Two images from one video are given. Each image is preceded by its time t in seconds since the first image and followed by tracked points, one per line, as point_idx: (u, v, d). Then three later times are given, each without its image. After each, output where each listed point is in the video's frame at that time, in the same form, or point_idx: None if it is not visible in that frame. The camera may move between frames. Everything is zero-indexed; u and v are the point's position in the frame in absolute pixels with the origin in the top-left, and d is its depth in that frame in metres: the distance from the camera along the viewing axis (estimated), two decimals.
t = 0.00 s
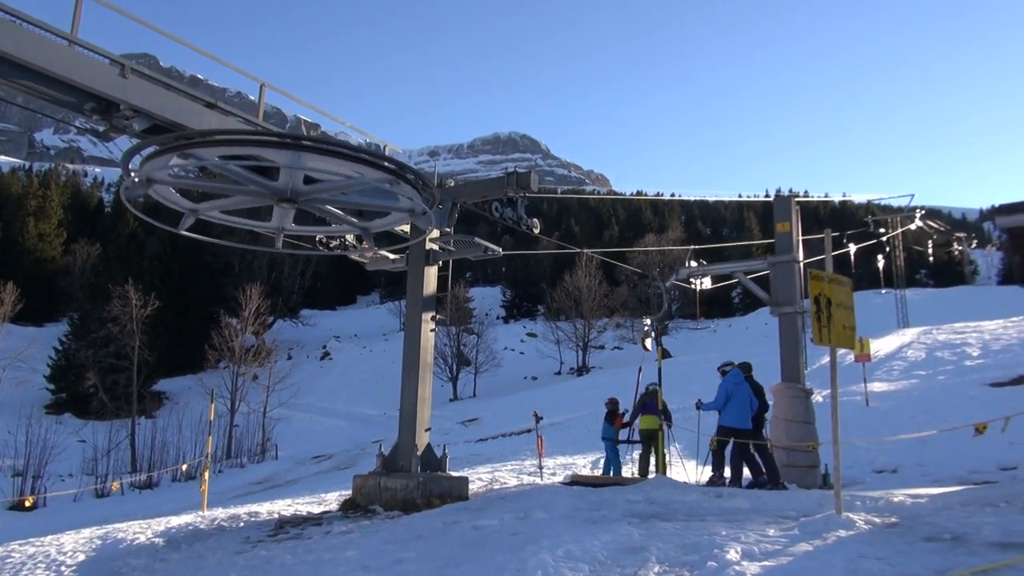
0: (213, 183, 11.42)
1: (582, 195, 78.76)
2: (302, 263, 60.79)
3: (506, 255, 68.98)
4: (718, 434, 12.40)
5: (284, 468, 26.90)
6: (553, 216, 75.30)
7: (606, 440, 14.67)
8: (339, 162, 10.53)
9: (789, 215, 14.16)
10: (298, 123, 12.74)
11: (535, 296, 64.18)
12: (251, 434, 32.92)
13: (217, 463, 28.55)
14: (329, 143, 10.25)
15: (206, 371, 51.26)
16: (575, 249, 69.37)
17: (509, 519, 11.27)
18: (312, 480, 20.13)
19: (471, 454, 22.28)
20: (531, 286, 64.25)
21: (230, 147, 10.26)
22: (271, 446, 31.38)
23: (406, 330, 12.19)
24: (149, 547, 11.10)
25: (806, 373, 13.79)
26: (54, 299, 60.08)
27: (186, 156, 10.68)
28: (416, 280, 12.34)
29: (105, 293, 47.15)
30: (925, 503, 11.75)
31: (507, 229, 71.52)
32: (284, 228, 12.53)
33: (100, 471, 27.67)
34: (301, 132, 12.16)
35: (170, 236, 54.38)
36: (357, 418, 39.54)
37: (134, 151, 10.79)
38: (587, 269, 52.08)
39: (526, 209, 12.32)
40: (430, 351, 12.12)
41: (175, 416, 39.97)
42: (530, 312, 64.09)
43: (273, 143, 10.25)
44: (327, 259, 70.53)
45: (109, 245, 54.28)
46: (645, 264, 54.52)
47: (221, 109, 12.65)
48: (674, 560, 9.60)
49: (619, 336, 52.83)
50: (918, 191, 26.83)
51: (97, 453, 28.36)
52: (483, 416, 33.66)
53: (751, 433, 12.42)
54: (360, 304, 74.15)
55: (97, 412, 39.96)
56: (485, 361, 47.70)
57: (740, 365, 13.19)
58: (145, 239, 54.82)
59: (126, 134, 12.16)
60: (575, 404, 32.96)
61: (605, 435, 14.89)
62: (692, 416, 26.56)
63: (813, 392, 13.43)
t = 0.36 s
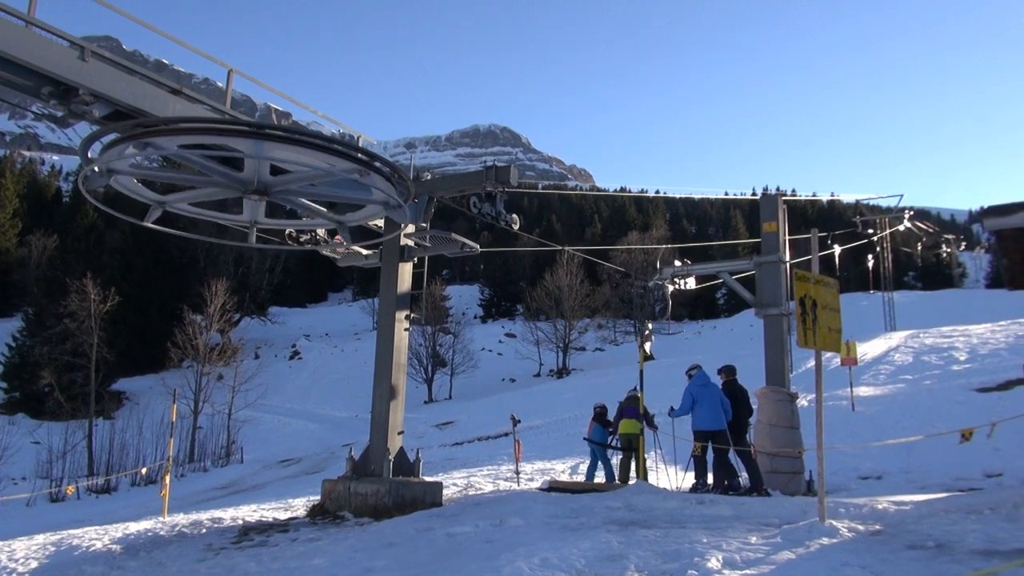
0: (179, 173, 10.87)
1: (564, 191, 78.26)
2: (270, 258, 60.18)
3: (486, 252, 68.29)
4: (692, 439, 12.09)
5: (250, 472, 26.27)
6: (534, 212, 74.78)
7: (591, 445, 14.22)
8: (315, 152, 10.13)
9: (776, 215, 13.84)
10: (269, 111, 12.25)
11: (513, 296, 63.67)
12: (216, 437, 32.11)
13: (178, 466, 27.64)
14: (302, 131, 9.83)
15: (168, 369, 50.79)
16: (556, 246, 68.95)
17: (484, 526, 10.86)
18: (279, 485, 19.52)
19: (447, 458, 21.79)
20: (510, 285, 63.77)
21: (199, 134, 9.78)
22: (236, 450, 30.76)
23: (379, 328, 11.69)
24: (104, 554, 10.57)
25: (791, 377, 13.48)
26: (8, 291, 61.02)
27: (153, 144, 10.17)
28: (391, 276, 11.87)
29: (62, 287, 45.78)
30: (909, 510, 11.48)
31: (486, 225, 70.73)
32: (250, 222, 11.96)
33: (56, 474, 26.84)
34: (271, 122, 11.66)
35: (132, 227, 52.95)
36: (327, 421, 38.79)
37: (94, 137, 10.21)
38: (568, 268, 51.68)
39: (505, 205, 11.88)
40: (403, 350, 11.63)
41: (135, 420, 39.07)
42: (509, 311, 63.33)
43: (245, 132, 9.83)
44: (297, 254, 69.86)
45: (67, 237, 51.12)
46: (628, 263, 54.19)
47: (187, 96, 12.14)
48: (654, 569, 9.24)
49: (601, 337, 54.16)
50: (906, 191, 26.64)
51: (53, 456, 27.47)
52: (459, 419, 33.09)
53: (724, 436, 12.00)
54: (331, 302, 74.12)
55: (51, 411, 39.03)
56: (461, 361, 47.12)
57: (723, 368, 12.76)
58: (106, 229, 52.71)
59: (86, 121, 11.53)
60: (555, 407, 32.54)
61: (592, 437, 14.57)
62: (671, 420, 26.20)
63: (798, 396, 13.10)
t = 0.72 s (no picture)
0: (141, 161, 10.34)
1: (545, 185, 77.59)
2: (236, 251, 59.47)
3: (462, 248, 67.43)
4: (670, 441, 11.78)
5: (213, 474, 25.62)
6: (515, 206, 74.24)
7: (577, 451, 14.16)
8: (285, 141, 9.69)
9: (761, 212, 13.52)
10: (236, 97, 11.69)
11: (490, 294, 63.13)
12: (178, 437, 31.39)
13: (137, 468, 26.75)
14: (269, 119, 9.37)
15: (128, 366, 50.42)
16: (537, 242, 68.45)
17: (457, 530, 10.47)
18: (244, 487, 18.95)
19: (420, 461, 21.31)
20: (488, 282, 63.25)
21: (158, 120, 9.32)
22: (199, 450, 30.13)
23: (349, 324, 11.23)
24: (56, 559, 10.05)
25: (774, 379, 13.22)
26: None
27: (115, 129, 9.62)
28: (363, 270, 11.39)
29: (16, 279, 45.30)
30: (892, 516, 11.24)
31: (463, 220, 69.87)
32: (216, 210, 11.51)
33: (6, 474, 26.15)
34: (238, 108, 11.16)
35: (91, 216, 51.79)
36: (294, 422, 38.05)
37: (50, 122, 9.64)
38: (548, 265, 51.23)
39: (483, 198, 11.47)
40: (375, 348, 11.21)
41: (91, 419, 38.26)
42: (486, 309, 62.99)
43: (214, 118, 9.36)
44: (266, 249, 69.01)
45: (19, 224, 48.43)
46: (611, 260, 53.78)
47: (150, 79, 11.50)
48: None
49: (580, 337, 53.96)
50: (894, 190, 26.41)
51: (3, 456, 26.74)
52: (433, 420, 32.54)
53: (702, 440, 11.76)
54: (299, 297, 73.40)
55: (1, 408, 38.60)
56: (436, 360, 46.41)
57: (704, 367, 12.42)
58: (64, 218, 51.12)
59: (42, 103, 11.01)
60: (534, 407, 32.11)
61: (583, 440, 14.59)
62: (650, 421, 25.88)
63: (781, 398, 12.84)
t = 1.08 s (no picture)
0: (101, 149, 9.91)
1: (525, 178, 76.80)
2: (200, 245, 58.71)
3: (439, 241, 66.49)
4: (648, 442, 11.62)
5: (177, 476, 24.91)
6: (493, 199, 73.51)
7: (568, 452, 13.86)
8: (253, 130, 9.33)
9: (746, 207, 13.27)
10: (202, 83, 11.22)
11: (467, 289, 62.39)
12: (139, 437, 30.43)
13: (97, 471, 25.73)
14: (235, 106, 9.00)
15: (86, 363, 49.46)
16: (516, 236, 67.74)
17: (431, 534, 10.08)
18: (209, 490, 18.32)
19: (393, 461, 20.80)
20: (466, 277, 62.57)
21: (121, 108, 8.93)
22: (162, 452, 29.12)
23: (319, 321, 10.82)
24: (9, 566, 9.56)
25: (758, 379, 12.97)
26: None
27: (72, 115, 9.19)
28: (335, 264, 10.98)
29: None
30: (876, 518, 10.99)
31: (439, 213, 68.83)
32: (177, 202, 11.14)
33: None
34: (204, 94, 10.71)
35: (49, 209, 50.59)
36: (262, 422, 37.37)
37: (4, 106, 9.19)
38: (527, 260, 50.67)
39: (460, 190, 11.12)
40: (346, 345, 10.81)
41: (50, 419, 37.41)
42: (463, 305, 62.09)
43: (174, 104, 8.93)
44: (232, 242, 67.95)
45: None
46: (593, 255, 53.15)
47: (111, 63, 10.97)
48: None
49: (560, 335, 52.58)
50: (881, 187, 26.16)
51: None
52: (407, 421, 31.82)
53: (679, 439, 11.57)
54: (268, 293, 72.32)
55: None
56: (411, 358, 45.41)
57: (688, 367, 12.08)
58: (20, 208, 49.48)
59: None
60: (513, 406, 31.65)
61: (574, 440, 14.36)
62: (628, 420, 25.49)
63: (765, 398, 12.58)
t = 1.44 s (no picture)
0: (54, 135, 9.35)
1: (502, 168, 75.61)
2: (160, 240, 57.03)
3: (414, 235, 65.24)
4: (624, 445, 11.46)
5: (136, 481, 23.96)
6: (470, 190, 72.44)
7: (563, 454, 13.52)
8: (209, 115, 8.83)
9: (731, 199, 12.92)
10: (162, 68, 10.66)
11: (442, 284, 61.46)
12: (94, 441, 29.43)
13: (51, 477, 24.80)
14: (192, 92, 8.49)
15: (40, 363, 47.12)
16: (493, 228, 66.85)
17: (404, 540, 9.61)
18: (171, 495, 17.63)
19: (365, 464, 20.15)
20: (441, 271, 61.68)
21: (66, 92, 8.40)
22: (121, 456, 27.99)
23: (285, 317, 10.33)
24: None
25: (744, 376, 12.62)
26: None
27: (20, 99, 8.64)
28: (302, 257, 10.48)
29: None
30: (865, 520, 10.66)
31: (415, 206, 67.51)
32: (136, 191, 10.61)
33: None
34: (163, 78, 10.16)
35: None
36: (224, 422, 35.55)
37: None
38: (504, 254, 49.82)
39: (433, 179, 10.66)
40: (314, 342, 10.34)
41: None
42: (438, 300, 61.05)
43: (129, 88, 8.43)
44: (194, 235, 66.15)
45: None
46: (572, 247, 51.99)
47: (63, 44, 10.32)
48: None
49: (539, 331, 51.55)
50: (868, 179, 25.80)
51: None
52: (380, 421, 30.09)
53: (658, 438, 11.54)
54: (232, 288, 70.65)
55: None
56: (385, 356, 44.06)
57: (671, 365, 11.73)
58: None
59: None
60: (493, 403, 31.05)
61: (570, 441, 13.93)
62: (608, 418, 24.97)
63: (751, 397, 12.26)
